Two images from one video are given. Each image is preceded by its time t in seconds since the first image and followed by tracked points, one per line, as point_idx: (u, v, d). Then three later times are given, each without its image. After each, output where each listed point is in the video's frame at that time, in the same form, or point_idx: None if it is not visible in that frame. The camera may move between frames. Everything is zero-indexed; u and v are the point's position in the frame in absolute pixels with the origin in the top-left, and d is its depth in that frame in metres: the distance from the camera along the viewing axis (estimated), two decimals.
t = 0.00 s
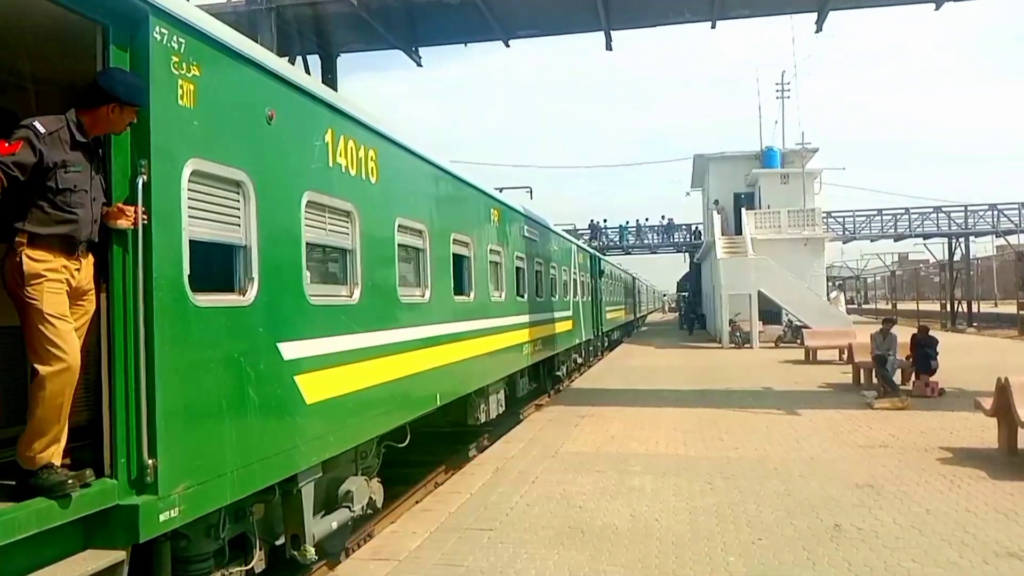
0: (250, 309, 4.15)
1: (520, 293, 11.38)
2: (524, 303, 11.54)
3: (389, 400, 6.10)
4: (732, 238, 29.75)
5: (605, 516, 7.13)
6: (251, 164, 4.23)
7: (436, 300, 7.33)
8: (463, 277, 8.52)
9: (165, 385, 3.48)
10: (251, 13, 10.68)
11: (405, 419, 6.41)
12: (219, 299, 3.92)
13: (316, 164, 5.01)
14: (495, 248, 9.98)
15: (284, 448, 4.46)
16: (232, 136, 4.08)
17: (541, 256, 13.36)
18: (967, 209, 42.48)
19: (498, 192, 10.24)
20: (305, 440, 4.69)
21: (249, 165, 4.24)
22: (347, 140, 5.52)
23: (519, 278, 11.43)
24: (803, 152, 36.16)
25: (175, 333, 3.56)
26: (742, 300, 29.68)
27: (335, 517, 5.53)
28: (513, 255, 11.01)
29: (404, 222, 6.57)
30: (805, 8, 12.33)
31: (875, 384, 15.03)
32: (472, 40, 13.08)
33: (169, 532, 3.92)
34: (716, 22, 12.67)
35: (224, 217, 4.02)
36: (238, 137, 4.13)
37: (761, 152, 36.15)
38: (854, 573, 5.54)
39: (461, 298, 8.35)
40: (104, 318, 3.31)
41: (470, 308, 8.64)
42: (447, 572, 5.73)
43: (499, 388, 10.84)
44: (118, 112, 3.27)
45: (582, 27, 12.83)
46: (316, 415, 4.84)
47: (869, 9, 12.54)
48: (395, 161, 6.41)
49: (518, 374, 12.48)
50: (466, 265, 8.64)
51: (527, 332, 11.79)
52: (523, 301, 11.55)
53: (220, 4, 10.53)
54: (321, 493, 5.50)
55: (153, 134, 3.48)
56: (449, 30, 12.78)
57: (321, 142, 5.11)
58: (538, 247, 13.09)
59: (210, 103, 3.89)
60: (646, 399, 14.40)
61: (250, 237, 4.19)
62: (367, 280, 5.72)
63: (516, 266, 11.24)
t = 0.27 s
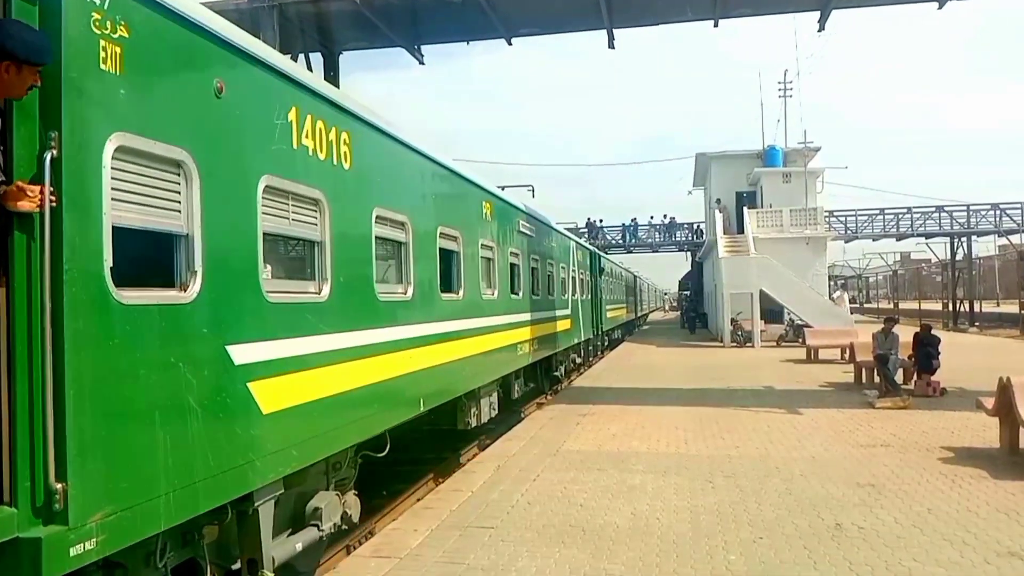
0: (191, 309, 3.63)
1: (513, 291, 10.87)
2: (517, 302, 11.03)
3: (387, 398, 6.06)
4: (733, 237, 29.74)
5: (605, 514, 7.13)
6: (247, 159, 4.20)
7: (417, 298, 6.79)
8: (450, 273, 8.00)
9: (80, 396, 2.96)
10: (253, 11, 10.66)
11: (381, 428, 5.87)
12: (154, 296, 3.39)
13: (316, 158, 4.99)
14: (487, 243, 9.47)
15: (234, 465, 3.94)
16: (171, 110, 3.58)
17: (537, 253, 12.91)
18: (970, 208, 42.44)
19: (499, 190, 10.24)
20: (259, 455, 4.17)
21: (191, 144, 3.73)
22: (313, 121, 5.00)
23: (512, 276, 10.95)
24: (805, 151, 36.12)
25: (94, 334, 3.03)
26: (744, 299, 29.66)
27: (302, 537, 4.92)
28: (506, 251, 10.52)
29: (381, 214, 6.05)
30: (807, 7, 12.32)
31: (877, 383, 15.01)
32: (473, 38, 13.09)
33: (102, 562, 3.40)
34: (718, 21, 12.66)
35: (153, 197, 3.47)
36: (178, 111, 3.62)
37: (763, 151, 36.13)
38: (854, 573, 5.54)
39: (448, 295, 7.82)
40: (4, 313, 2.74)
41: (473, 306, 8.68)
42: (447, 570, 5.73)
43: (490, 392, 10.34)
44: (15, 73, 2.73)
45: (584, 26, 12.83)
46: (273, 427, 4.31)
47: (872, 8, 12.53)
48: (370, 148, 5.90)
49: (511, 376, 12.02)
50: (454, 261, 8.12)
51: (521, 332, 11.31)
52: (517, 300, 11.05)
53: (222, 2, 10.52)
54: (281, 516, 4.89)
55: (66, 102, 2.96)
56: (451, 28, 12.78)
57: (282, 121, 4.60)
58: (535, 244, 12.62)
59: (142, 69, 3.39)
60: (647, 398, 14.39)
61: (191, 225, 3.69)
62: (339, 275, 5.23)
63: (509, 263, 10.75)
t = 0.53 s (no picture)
0: (115, 309, 3.16)
1: (507, 291, 10.37)
2: (512, 303, 10.55)
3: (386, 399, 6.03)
4: (735, 238, 29.74)
5: (607, 515, 7.13)
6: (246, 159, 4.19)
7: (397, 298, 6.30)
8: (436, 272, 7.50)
9: None
10: (256, 11, 10.67)
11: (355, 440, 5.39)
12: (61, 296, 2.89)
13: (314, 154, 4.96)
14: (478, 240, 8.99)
15: (174, 486, 3.47)
16: (92, 80, 3.13)
17: (534, 251, 12.45)
18: (972, 209, 42.40)
19: (501, 190, 10.25)
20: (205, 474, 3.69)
21: (117, 119, 3.27)
22: (273, 101, 4.53)
23: (507, 275, 10.48)
24: (807, 151, 36.10)
25: None
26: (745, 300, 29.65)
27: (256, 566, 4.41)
28: (500, 249, 10.04)
29: (355, 207, 5.58)
30: (810, 8, 12.32)
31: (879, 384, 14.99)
32: (475, 38, 13.11)
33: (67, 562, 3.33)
34: (720, 22, 12.66)
35: (64, 179, 2.99)
36: (99, 81, 3.17)
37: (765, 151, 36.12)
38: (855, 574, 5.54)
39: (432, 295, 7.31)
40: None
41: (476, 306, 8.71)
42: (448, 571, 5.73)
43: (483, 397, 9.85)
44: None
45: (586, 27, 12.84)
46: (223, 443, 3.83)
47: (874, 8, 12.52)
48: (343, 134, 5.42)
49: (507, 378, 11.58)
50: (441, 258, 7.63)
51: (516, 334, 10.85)
52: (512, 300, 10.56)
53: (224, 2, 10.53)
54: (236, 542, 4.45)
55: None
56: (453, 28, 12.79)
57: (235, 99, 4.13)
58: (531, 242, 12.17)
59: (48, 32, 2.92)
60: (648, 399, 14.39)
61: (115, 212, 3.23)
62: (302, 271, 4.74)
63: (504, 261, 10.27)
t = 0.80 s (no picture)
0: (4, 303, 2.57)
1: (496, 288, 9.74)
2: (501, 301, 9.92)
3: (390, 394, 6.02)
4: (735, 236, 29.75)
5: (605, 512, 7.14)
6: (256, 154, 4.15)
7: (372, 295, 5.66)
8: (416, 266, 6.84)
9: None
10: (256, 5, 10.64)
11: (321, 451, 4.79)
12: None
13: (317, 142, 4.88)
14: (466, 233, 8.34)
15: (84, 513, 2.87)
16: None
17: (528, 247, 11.84)
18: (972, 209, 42.43)
19: (502, 187, 10.24)
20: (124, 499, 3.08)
21: None
22: (222, 68, 3.89)
23: (496, 272, 9.87)
24: (808, 150, 36.09)
25: None
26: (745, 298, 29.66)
27: None
28: (489, 245, 9.40)
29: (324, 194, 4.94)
30: (811, 6, 12.30)
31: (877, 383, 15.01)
32: (477, 35, 13.09)
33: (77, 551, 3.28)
34: (722, 19, 12.65)
35: None
36: None
37: (765, 150, 36.11)
38: (854, 573, 5.54)
39: (415, 292, 6.71)
40: None
41: (476, 302, 8.71)
42: (447, 567, 5.73)
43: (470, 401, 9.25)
44: None
45: (587, 24, 12.82)
46: (149, 462, 3.20)
47: (876, 7, 12.51)
48: (309, 112, 4.78)
49: (499, 378, 10.98)
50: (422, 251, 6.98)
51: (507, 333, 10.26)
52: (501, 298, 9.93)
53: None
54: (176, 569, 3.86)
55: None
56: (454, 24, 12.76)
57: (171, 63, 3.50)
58: (524, 237, 11.56)
59: None
60: (647, 396, 14.39)
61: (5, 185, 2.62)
62: (255, 263, 4.08)
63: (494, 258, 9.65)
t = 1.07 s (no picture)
0: None
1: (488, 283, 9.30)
2: (493, 297, 9.47)
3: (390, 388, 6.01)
4: (736, 231, 29.75)
5: (607, 506, 7.15)
6: (252, 149, 4.18)
7: (342, 289, 5.18)
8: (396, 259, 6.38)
9: None
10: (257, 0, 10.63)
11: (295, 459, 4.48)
12: None
13: (314, 137, 4.90)
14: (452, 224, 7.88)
15: None
16: None
17: (523, 241, 11.40)
18: (974, 203, 42.38)
19: (504, 182, 10.25)
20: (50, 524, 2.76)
21: None
22: (152, 29, 3.45)
23: (489, 266, 9.42)
24: (810, 145, 36.04)
25: None
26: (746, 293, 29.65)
27: None
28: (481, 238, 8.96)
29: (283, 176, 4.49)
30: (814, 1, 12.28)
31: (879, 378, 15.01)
32: (478, 29, 13.07)
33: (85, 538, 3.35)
34: (723, 14, 12.62)
35: None
36: None
37: (767, 145, 36.08)
38: (855, 565, 5.56)
39: (397, 286, 6.27)
40: None
41: (477, 297, 8.73)
42: (449, 562, 5.74)
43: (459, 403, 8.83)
44: None
45: (589, 18, 12.80)
46: (53, 485, 2.75)
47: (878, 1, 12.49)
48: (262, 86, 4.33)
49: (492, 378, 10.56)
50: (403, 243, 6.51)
51: (501, 330, 9.81)
52: (494, 294, 9.48)
53: None
54: None
55: None
56: (455, 19, 12.76)
57: (87, 19, 3.05)
58: (519, 231, 11.12)
59: None
60: (649, 391, 14.40)
61: None
62: (193, 252, 3.61)
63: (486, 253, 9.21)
